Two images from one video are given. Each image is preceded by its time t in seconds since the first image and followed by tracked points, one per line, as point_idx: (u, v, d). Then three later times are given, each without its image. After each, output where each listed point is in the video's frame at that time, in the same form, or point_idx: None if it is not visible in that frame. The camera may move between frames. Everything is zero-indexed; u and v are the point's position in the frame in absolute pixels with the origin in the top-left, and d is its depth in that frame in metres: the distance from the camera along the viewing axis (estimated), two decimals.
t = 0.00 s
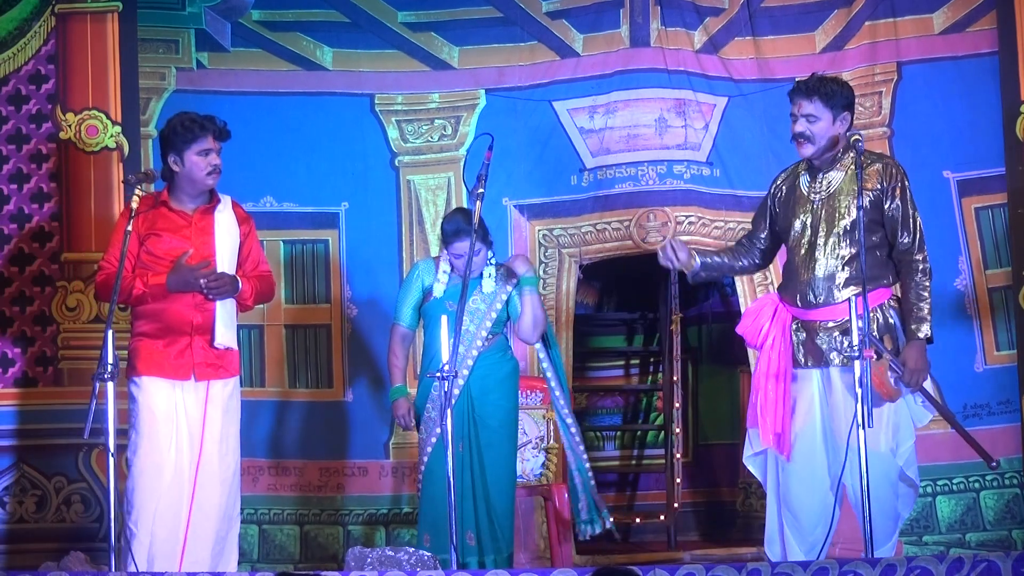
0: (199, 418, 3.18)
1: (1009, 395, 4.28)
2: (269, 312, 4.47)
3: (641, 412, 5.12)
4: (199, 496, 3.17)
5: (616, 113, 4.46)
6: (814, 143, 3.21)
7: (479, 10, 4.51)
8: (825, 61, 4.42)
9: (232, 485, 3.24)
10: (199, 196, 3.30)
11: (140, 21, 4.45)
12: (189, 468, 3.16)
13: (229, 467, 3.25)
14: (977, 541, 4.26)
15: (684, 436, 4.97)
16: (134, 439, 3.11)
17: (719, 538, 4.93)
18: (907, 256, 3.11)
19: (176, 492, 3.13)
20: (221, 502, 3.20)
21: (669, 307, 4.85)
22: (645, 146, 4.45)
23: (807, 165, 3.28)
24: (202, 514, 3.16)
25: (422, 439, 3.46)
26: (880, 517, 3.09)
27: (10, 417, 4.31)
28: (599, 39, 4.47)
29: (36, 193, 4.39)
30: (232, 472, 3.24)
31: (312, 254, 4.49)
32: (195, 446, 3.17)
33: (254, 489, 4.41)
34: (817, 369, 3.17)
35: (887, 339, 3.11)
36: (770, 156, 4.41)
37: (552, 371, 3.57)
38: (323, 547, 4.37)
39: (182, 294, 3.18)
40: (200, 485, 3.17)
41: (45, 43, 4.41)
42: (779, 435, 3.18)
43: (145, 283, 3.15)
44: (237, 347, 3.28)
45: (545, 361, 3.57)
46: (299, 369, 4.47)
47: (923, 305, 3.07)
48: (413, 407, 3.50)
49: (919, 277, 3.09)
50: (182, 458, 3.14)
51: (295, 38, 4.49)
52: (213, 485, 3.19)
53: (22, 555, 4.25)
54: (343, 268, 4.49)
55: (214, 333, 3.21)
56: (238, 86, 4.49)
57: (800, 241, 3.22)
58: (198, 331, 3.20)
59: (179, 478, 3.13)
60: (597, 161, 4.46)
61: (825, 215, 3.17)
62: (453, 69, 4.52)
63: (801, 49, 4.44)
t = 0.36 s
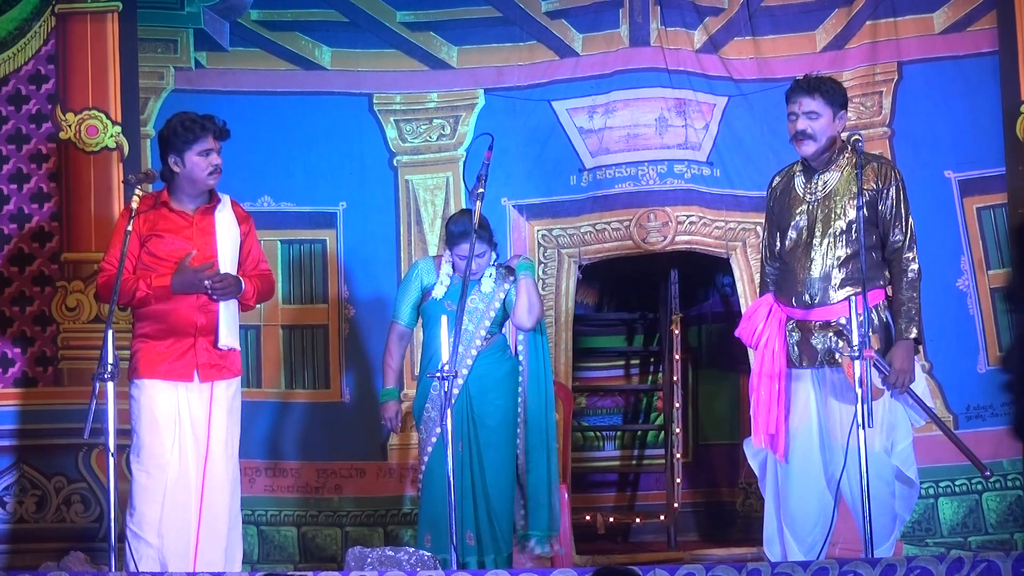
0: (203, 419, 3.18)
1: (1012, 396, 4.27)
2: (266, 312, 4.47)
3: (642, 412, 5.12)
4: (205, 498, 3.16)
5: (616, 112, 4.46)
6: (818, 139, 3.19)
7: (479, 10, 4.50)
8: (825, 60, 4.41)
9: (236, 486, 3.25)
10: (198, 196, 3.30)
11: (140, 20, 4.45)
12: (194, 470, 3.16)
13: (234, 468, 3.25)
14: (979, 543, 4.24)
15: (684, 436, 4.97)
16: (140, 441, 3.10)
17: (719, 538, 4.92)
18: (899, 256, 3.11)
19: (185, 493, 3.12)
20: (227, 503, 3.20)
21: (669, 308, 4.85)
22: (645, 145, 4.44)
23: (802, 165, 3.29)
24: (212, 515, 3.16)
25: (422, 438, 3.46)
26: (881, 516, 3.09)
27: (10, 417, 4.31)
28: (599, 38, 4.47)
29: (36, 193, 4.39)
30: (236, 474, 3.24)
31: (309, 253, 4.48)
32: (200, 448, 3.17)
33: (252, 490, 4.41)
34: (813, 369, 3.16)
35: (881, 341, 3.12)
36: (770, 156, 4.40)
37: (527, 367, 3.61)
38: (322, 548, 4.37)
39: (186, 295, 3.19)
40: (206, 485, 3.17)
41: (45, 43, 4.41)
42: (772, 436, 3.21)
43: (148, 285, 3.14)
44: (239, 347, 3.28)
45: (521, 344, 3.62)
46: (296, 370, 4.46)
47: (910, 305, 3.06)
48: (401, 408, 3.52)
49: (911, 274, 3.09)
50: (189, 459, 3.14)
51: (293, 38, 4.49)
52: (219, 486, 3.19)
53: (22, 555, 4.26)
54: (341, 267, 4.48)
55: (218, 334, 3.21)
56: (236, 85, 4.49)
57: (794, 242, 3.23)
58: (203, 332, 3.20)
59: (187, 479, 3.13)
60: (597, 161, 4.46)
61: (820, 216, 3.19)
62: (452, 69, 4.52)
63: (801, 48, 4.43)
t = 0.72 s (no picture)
0: (203, 419, 3.20)
1: (1015, 396, 4.25)
2: (264, 313, 4.48)
3: (642, 412, 5.12)
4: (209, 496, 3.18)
5: (615, 112, 4.46)
6: (836, 138, 3.39)
7: (478, 9, 4.50)
8: (826, 59, 4.41)
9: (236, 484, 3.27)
10: (190, 194, 3.33)
11: (139, 20, 4.45)
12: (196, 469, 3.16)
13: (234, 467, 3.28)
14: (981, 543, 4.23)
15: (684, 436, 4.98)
16: (139, 442, 3.10)
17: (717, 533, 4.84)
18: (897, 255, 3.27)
19: (187, 494, 3.13)
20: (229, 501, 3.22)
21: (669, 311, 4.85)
22: (644, 145, 4.44)
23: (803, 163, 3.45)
24: (216, 515, 3.18)
25: (422, 439, 3.46)
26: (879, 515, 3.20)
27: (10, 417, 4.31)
28: (598, 38, 4.47)
29: (36, 193, 4.39)
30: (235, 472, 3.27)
31: (307, 253, 4.49)
32: (201, 447, 3.18)
33: (250, 490, 4.40)
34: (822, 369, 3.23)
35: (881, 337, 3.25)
36: (770, 156, 4.40)
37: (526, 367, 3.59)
38: (320, 548, 4.35)
39: (186, 294, 3.21)
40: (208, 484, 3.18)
41: (45, 43, 4.41)
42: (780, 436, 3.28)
43: (147, 285, 3.17)
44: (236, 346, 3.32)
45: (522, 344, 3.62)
46: (294, 370, 4.47)
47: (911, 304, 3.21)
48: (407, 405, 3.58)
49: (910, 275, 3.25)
50: (190, 459, 3.15)
51: (292, 37, 4.49)
52: (221, 484, 3.21)
53: (23, 555, 4.26)
54: (339, 267, 4.48)
55: (217, 333, 3.26)
56: (235, 84, 4.48)
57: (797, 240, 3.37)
58: (201, 332, 3.24)
59: (188, 480, 3.13)
60: (596, 160, 4.46)
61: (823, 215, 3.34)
62: (451, 68, 4.53)
63: (801, 48, 4.42)
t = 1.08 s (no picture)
0: (195, 418, 3.22)
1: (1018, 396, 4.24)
2: (261, 312, 4.48)
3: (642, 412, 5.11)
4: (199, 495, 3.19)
5: (615, 111, 4.46)
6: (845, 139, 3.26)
7: (477, 9, 4.50)
8: (826, 59, 4.40)
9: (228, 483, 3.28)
10: (178, 191, 3.32)
11: (138, 19, 4.45)
12: (189, 468, 3.18)
13: (226, 466, 3.30)
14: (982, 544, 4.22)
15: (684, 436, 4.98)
16: (133, 443, 3.11)
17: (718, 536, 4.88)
18: (904, 255, 3.24)
19: (181, 493, 3.15)
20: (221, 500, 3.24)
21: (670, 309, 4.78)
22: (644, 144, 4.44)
23: (805, 164, 3.37)
24: (209, 514, 3.21)
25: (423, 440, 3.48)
26: (881, 517, 3.18)
27: (10, 417, 4.32)
28: (598, 37, 4.46)
29: (36, 193, 4.39)
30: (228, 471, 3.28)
31: (305, 252, 4.49)
32: (193, 446, 3.19)
33: (248, 491, 4.40)
34: (828, 366, 3.25)
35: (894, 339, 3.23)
36: (769, 155, 4.39)
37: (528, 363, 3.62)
38: (319, 549, 4.35)
39: (178, 292, 3.21)
40: (200, 483, 3.20)
41: (45, 43, 4.42)
42: (794, 436, 3.23)
43: (140, 284, 3.15)
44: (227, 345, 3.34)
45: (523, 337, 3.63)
46: (292, 370, 4.47)
47: (923, 306, 3.17)
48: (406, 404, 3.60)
49: (917, 278, 3.20)
50: (183, 459, 3.17)
51: (291, 37, 4.49)
52: (213, 483, 3.22)
53: (23, 555, 4.26)
54: (338, 266, 4.49)
55: (209, 332, 3.27)
56: (233, 84, 4.49)
57: (803, 242, 3.33)
58: (194, 330, 3.25)
59: (181, 479, 3.15)
60: (595, 160, 4.46)
61: (828, 218, 3.30)
62: (450, 68, 4.52)
63: (800, 47, 4.42)
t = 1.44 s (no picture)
0: (190, 417, 3.22)
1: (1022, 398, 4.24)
2: (259, 312, 4.48)
3: (641, 412, 5.11)
4: (196, 495, 3.20)
5: (615, 111, 4.45)
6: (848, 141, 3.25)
7: (476, 9, 4.50)
8: (826, 58, 4.40)
9: (225, 481, 3.29)
10: (170, 190, 3.31)
11: (138, 19, 4.45)
12: (185, 468, 3.19)
13: (222, 466, 3.31)
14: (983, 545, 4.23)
15: (684, 435, 5.00)
16: (129, 443, 3.12)
17: (718, 537, 4.80)
18: (915, 253, 3.23)
19: (177, 494, 3.17)
20: (217, 499, 3.25)
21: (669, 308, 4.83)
22: (644, 145, 4.44)
23: (809, 164, 3.36)
24: (205, 514, 3.22)
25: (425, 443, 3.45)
26: (883, 517, 3.20)
27: (10, 417, 4.32)
28: (597, 37, 4.46)
29: (36, 193, 4.39)
30: (224, 470, 3.29)
31: (303, 252, 4.48)
32: (189, 446, 3.20)
33: (247, 491, 4.41)
34: (834, 366, 3.25)
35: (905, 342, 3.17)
36: (770, 155, 4.39)
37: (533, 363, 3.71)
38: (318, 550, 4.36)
39: (174, 291, 3.21)
40: (196, 483, 3.20)
41: (45, 43, 4.42)
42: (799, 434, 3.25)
43: (136, 283, 3.14)
44: (220, 344, 3.33)
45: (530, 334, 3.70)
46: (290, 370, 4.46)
47: (932, 297, 3.20)
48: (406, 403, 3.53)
49: (927, 274, 3.21)
50: (179, 459, 3.18)
51: (290, 37, 4.49)
52: (209, 482, 3.23)
53: (24, 555, 4.26)
54: (334, 264, 4.48)
55: (204, 331, 3.27)
56: (232, 83, 4.49)
57: (808, 243, 3.32)
58: (189, 329, 3.24)
59: (177, 479, 3.16)
60: (595, 160, 4.46)
61: (834, 218, 3.28)
62: (449, 67, 4.52)
63: (801, 47, 4.41)
